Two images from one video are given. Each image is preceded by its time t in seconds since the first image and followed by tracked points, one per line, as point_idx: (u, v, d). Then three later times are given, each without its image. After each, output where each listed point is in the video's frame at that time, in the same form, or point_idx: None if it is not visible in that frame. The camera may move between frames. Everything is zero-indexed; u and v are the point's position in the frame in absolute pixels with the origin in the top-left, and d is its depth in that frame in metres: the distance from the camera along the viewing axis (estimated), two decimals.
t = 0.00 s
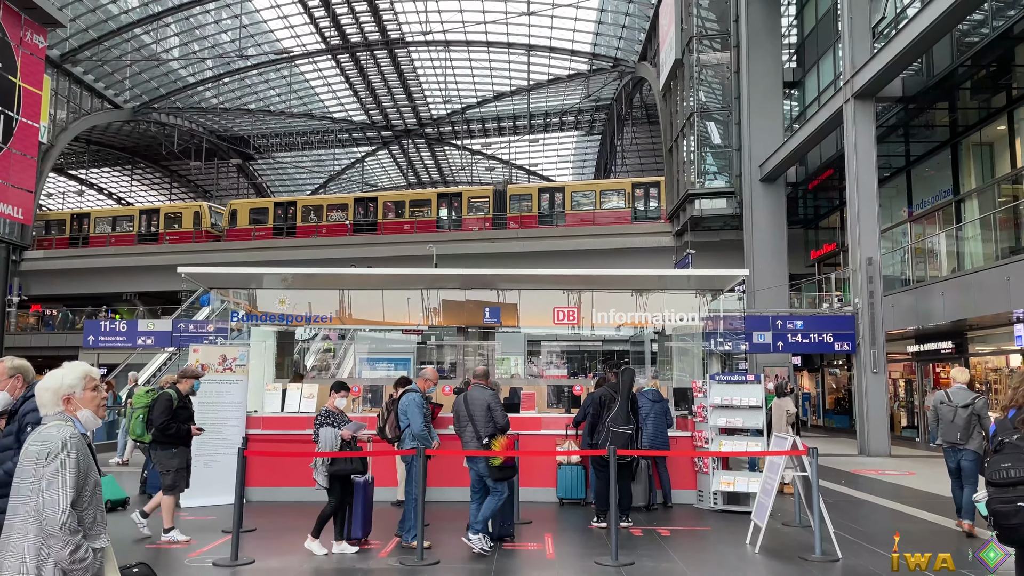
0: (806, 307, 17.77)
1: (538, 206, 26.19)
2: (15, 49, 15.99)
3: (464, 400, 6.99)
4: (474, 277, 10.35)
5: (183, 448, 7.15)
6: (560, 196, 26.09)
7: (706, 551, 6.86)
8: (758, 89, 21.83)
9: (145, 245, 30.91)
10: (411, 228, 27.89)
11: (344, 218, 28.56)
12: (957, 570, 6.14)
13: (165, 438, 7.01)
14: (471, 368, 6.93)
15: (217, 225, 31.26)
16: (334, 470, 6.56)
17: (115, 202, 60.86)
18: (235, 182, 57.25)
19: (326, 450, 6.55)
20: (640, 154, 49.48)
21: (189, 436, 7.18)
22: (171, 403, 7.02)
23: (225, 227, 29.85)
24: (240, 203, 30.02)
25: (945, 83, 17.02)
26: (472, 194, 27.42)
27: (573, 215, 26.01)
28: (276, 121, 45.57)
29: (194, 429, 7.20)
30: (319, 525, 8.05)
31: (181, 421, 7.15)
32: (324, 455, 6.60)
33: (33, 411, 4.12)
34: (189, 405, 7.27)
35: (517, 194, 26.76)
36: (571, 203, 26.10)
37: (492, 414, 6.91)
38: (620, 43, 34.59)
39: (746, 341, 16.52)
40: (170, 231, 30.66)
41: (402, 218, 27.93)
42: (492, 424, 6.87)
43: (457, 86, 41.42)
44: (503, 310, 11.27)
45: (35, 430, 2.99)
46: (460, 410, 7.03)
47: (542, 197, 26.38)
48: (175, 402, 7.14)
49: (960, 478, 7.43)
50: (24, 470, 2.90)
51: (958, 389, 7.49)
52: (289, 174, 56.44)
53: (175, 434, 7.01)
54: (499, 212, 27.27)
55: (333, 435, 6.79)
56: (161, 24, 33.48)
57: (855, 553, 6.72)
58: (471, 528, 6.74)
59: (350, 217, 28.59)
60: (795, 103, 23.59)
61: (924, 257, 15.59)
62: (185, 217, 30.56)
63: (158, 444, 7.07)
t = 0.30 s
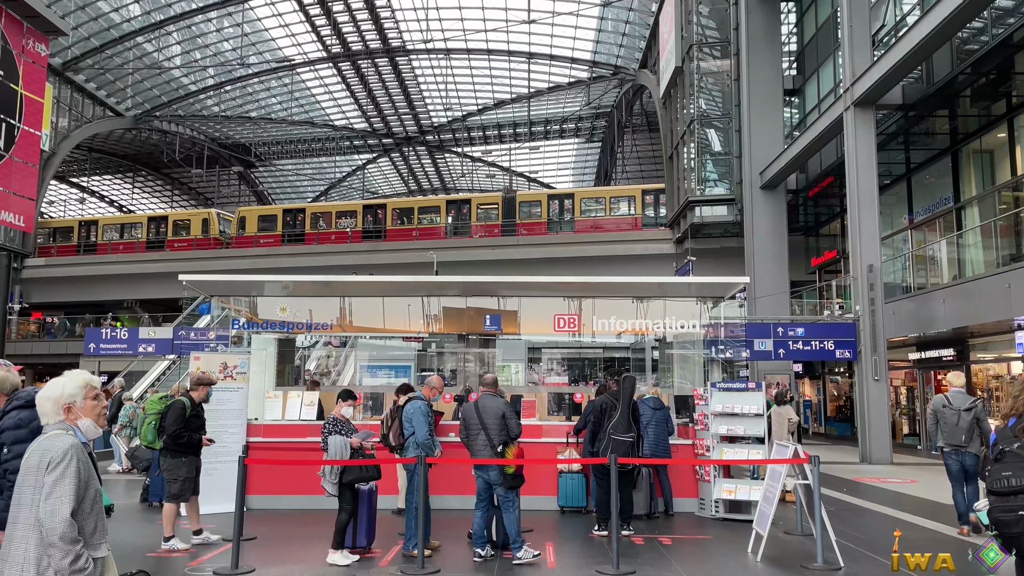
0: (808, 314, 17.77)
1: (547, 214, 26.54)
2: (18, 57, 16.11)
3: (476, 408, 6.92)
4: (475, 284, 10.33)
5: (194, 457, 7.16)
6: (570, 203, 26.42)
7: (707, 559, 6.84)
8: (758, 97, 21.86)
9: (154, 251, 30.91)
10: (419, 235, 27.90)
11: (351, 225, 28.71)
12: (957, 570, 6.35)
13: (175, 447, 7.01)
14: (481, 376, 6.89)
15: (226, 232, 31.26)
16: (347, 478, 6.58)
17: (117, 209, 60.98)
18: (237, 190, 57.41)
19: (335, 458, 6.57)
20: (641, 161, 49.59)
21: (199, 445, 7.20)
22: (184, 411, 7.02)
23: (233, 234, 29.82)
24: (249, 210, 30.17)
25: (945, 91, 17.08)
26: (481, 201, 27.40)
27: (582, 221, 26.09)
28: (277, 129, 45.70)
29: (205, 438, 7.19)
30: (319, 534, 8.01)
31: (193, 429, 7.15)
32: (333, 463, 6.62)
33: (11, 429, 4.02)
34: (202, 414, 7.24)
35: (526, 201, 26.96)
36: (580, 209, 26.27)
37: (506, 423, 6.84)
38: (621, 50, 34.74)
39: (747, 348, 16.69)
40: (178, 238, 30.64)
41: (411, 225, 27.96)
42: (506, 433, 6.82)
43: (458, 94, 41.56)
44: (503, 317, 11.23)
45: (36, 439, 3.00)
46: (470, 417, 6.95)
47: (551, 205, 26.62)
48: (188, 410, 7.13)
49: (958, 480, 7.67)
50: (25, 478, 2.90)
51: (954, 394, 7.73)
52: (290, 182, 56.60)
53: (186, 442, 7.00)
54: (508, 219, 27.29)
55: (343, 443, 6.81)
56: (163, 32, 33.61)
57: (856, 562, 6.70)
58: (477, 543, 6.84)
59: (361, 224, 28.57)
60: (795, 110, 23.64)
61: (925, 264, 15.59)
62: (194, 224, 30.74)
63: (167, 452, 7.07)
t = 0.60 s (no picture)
0: (811, 320, 17.73)
1: (560, 219, 26.32)
2: (21, 64, 16.20)
3: (496, 415, 6.91)
4: (477, 290, 10.31)
5: (209, 463, 7.15)
6: (584, 208, 26.19)
7: (711, 567, 6.81)
8: (760, 103, 21.84)
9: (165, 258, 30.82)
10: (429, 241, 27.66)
11: (365, 230, 28.51)
12: (957, 570, 6.63)
13: (192, 451, 7.00)
14: (501, 383, 6.88)
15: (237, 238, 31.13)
16: (357, 485, 6.57)
17: (120, 216, 61.17)
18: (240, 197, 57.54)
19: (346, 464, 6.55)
20: (643, 167, 49.63)
21: (216, 450, 7.13)
22: (199, 416, 6.97)
23: (244, 240, 29.75)
24: (259, 216, 29.90)
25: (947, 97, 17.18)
26: (494, 206, 27.35)
27: (595, 226, 25.89)
28: (280, 136, 45.86)
29: (222, 444, 7.13)
30: (322, 542, 7.98)
31: (210, 434, 7.09)
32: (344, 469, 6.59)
33: None
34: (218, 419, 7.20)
35: (538, 206, 26.69)
36: (593, 215, 25.87)
37: (524, 433, 6.89)
38: (623, 57, 34.80)
39: (751, 355, 16.16)
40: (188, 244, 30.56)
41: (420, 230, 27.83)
42: (525, 442, 6.85)
43: (460, 100, 41.66)
44: (506, 324, 11.11)
45: (38, 446, 2.99)
46: (489, 424, 6.94)
47: (564, 210, 26.39)
48: (203, 415, 7.09)
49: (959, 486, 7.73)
50: (27, 486, 2.90)
51: (955, 401, 7.72)
52: (292, 188, 56.78)
53: (202, 447, 6.97)
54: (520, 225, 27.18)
55: (353, 450, 6.77)
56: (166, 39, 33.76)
57: (860, 570, 6.66)
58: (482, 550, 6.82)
59: (371, 230, 28.40)
60: (797, 116, 23.66)
61: (928, 270, 15.55)
62: (204, 231, 30.35)
63: (185, 457, 7.09)
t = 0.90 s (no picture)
0: (815, 325, 17.71)
1: (575, 224, 26.33)
2: (26, 71, 16.31)
3: (513, 419, 6.90)
4: (481, 296, 10.31)
5: (225, 465, 7.15)
6: (598, 213, 26.23)
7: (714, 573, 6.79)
8: (763, 109, 21.75)
9: (179, 263, 30.88)
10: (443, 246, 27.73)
11: (380, 236, 28.49)
12: (957, 570, 6.78)
13: (208, 455, 7.00)
14: (518, 388, 6.86)
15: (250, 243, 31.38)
16: (364, 491, 6.56)
17: (124, 222, 61.34)
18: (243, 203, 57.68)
19: (353, 470, 6.56)
20: (646, 172, 49.65)
21: (232, 452, 7.16)
22: (214, 420, 6.99)
23: (259, 245, 29.86)
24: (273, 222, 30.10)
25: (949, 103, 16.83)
26: (509, 211, 27.22)
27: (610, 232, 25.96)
28: (283, 142, 45.99)
29: (236, 446, 7.14)
30: (326, 548, 7.98)
31: (225, 437, 7.09)
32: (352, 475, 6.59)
33: None
34: (233, 422, 7.19)
35: (554, 211, 26.82)
36: (608, 220, 26.04)
37: (538, 440, 6.88)
38: (625, 63, 34.85)
39: (754, 360, 16.69)
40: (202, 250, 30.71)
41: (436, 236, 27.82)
42: (539, 448, 6.86)
43: (463, 106, 41.74)
44: (509, 329, 11.04)
45: (40, 452, 2.99)
46: (504, 429, 6.93)
47: (579, 216, 26.40)
48: (218, 419, 7.09)
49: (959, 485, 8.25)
50: (30, 491, 2.91)
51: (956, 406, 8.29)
52: (296, 194, 56.96)
53: (218, 450, 6.98)
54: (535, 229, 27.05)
55: (360, 456, 6.77)
56: (170, 46, 33.90)
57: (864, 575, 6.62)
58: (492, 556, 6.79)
59: (386, 235, 28.40)
60: (801, 121, 23.67)
61: (932, 275, 15.51)
62: (217, 237, 30.92)
63: (201, 462, 7.08)
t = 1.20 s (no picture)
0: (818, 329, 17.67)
1: (592, 228, 26.22)
2: (30, 77, 16.40)
3: (515, 425, 6.90)
4: (483, 300, 10.30)
5: (233, 470, 7.15)
6: (616, 216, 26.22)
7: None
8: (766, 113, 21.80)
9: (193, 267, 30.90)
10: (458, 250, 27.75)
11: (393, 240, 28.48)
12: (957, 569, 6.97)
13: (218, 459, 7.01)
14: (520, 393, 6.84)
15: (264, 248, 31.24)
16: (368, 496, 6.57)
17: (127, 228, 61.56)
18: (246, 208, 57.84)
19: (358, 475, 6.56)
20: (649, 177, 49.68)
21: (241, 457, 7.15)
22: (225, 425, 6.94)
23: (272, 250, 29.71)
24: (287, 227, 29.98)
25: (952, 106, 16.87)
26: (525, 215, 27.17)
27: (629, 235, 26.02)
28: (286, 147, 46.15)
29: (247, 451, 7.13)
30: (329, 552, 7.98)
31: (235, 442, 7.09)
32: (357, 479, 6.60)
33: (14, 436, 3.86)
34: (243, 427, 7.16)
35: (570, 215, 26.63)
36: (625, 223, 26.19)
37: (541, 446, 6.87)
38: (627, 68, 34.94)
39: (757, 364, 16.17)
40: (216, 253, 30.63)
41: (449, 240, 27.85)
42: (542, 454, 6.85)
43: (465, 111, 41.85)
44: (511, 333, 11.08)
45: (44, 457, 3.00)
46: (507, 434, 6.92)
47: (596, 219, 26.27)
48: (228, 423, 7.05)
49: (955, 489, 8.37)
50: (32, 498, 2.91)
51: (948, 412, 8.32)
52: (299, 199, 57.08)
53: (228, 455, 6.98)
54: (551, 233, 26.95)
55: (364, 461, 6.79)
56: (174, 52, 34.06)
57: None
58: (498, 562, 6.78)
59: (401, 240, 28.38)
60: (803, 125, 23.65)
61: (935, 278, 15.48)
62: (232, 241, 30.57)
63: (210, 466, 7.09)
